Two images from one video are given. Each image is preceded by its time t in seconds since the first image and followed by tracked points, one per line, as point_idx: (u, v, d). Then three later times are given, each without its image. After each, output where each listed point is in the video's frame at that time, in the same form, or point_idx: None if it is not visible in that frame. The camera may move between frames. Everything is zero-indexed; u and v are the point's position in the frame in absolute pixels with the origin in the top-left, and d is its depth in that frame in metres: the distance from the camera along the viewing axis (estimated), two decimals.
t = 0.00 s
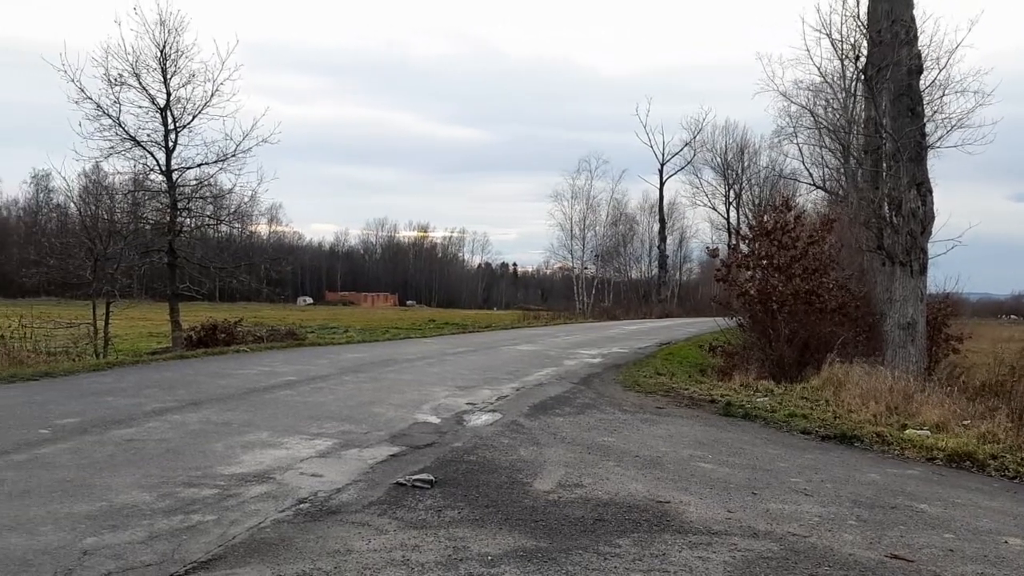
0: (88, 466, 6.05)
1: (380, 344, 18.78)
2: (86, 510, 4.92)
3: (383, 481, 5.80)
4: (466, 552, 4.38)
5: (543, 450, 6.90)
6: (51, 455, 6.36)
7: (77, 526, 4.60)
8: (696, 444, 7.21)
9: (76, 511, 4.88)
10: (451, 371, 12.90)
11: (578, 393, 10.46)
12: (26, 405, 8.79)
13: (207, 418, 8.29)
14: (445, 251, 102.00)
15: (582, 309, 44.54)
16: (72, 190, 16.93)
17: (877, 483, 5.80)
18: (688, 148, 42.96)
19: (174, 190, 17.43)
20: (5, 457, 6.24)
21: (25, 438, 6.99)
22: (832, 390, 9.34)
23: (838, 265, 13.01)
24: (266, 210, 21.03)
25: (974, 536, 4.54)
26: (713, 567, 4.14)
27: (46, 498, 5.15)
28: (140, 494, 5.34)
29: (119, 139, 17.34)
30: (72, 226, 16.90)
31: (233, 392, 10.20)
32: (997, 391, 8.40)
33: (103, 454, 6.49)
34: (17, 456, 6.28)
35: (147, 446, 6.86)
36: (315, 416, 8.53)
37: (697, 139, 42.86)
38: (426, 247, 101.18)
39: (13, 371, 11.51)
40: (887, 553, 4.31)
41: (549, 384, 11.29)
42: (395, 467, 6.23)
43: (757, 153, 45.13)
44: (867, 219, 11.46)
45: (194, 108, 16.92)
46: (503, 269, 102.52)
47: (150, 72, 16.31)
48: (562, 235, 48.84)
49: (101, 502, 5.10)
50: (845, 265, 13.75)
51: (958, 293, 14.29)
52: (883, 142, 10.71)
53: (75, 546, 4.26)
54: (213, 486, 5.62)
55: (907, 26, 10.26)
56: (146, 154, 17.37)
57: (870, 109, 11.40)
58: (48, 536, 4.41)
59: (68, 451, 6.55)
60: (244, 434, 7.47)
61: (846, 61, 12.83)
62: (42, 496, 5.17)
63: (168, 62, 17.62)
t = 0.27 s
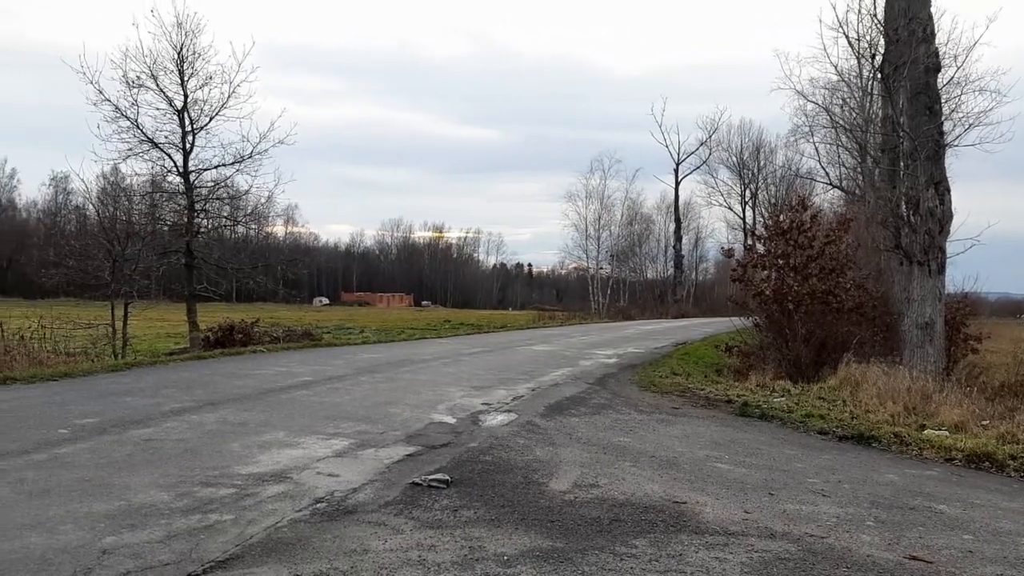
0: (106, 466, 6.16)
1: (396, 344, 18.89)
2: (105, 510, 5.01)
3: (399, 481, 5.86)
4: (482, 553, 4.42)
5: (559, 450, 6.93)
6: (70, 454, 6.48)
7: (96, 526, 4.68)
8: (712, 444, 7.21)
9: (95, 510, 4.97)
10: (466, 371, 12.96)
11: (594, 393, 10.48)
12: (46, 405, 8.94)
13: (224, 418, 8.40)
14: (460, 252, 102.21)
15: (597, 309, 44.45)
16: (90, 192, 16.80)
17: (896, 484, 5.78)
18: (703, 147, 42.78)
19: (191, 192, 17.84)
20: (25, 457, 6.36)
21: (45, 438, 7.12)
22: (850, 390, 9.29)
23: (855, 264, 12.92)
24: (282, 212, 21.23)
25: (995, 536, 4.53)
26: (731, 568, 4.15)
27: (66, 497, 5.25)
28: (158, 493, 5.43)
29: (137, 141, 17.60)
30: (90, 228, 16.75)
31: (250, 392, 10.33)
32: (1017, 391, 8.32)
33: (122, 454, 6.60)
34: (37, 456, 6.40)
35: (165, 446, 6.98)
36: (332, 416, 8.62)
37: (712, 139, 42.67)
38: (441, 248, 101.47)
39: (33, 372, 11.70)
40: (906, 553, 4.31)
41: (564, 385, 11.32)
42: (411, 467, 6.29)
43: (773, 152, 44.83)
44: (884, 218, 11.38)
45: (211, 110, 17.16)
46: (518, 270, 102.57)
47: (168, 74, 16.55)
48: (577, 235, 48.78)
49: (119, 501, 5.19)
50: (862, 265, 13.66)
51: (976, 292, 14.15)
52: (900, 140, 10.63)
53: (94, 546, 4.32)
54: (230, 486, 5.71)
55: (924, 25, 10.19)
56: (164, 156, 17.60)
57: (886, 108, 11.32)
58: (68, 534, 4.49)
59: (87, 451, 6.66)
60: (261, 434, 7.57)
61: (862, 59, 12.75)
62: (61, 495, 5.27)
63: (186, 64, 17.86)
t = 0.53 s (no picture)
0: (130, 463, 6.32)
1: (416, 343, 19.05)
2: (129, 507, 5.14)
3: (419, 479, 5.95)
4: (503, 550, 4.48)
5: (578, 449, 6.98)
6: (95, 452, 6.65)
7: (121, 522, 4.81)
8: (733, 443, 7.22)
9: (119, 507, 5.11)
10: (486, 370, 13.04)
11: (613, 392, 10.50)
12: (71, 403, 9.15)
13: (247, 415, 8.56)
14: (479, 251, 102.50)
15: (617, 308, 44.36)
16: (114, 193, 17.36)
17: (919, 483, 5.75)
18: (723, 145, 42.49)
19: (213, 192, 18.04)
20: (51, 454, 6.53)
21: (70, 435, 7.31)
22: (872, 389, 9.22)
23: (877, 262, 12.81)
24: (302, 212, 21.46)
25: (1019, 537, 4.52)
26: (753, 567, 4.18)
27: (90, 494, 5.39)
28: (181, 491, 5.56)
29: (159, 141, 17.90)
30: (114, 228, 17.31)
31: (271, 390, 10.49)
32: None
33: (145, 451, 6.76)
34: (63, 453, 6.58)
35: (189, 443, 7.14)
36: (353, 414, 8.75)
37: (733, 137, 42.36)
38: (460, 247, 101.78)
39: (59, 370, 11.96)
40: (929, 553, 4.31)
41: (584, 383, 11.36)
42: (431, 465, 6.38)
43: (794, 150, 44.40)
44: (906, 216, 11.28)
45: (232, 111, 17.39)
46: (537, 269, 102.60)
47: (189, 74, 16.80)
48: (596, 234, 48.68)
49: (143, 498, 5.33)
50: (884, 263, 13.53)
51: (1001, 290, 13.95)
52: (922, 138, 10.52)
53: (119, 542, 4.45)
54: (253, 483, 5.83)
55: (947, 20, 10.07)
56: (186, 156, 17.87)
57: (908, 105, 11.21)
58: (93, 531, 4.62)
59: (111, 448, 6.83)
60: (283, 432, 7.70)
61: (884, 56, 12.61)
62: (86, 492, 5.41)
63: (207, 65, 18.12)
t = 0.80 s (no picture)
0: (152, 460, 6.45)
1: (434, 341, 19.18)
2: (150, 503, 5.26)
3: (438, 477, 6.02)
4: (521, 548, 4.54)
5: (596, 447, 7.02)
6: (117, 449, 6.80)
7: (143, 519, 4.93)
8: (753, 442, 7.21)
9: (141, 504, 5.23)
10: (504, 368, 13.10)
11: (631, 391, 10.51)
12: (94, 400, 9.35)
13: (267, 413, 8.69)
14: (497, 250, 102.63)
15: (635, 306, 44.25)
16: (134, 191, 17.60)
17: (941, 482, 5.73)
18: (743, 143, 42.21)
19: (232, 191, 18.20)
20: (74, 451, 6.69)
21: (93, 432, 7.48)
22: (893, 388, 9.16)
23: (897, 260, 12.70)
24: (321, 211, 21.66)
25: None
26: (772, 566, 4.19)
27: (112, 491, 5.52)
28: (202, 488, 5.68)
29: (180, 141, 18.18)
30: (135, 227, 17.67)
31: (291, 388, 10.64)
32: None
33: (166, 448, 6.90)
34: (86, 450, 6.73)
35: (209, 440, 7.27)
36: (372, 412, 8.86)
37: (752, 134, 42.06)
38: (478, 246, 101.97)
39: (82, 367, 12.21)
40: (951, 553, 4.30)
41: (602, 382, 11.38)
42: (450, 463, 6.46)
43: (814, 146, 43.98)
44: (927, 213, 11.18)
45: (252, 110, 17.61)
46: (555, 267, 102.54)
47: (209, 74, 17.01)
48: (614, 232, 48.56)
49: (164, 495, 5.45)
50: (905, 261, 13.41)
51: None
52: (943, 134, 10.43)
53: (141, 538, 4.56)
54: (273, 480, 5.94)
55: (969, 16, 9.97)
56: (206, 155, 18.13)
57: (929, 101, 11.10)
58: (114, 527, 4.73)
59: (132, 445, 6.98)
60: (302, 429, 7.82)
61: (905, 52, 12.50)
62: (108, 489, 5.54)
63: (227, 65, 18.37)
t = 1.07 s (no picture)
0: (168, 458, 6.56)
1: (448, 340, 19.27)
2: (167, 501, 5.35)
3: (452, 475, 6.08)
4: (536, 547, 4.58)
5: (609, 446, 7.05)
6: (134, 447, 6.92)
7: (160, 516, 5.02)
8: (768, 441, 7.21)
9: (158, 502, 5.32)
10: (518, 367, 13.14)
11: (645, 389, 10.52)
12: (111, 398, 9.51)
13: (282, 412, 8.80)
14: (511, 249, 102.68)
15: (649, 305, 44.15)
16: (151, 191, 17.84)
17: (957, 482, 5.70)
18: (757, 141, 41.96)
19: (248, 190, 18.41)
20: (92, 448, 6.82)
21: (110, 430, 7.61)
22: (909, 387, 9.11)
23: (913, 258, 12.62)
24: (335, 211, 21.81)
25: None
26: (787, 566, 4.21)
27: (128, 488, 5.62)
28: (217, 486, 5.77)
29: (196, 140, 18.37)
30: (151, 227, 17.78)
31: (305, 387, 10.75)
32: None
33: (183, 446, 7.01)
34: (103, 448, 6.86)
35: (225, 438, 7.38)
36: (386, 410, 8.94)
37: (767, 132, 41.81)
38: (492, 245, 102.08)
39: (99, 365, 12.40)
40: (968, 553, 4.30)
41: (615, 381, 11.40)
42: (464, 461, 6.51)
43: (830, 144, 43.65)
44: (943, 211, 11.10)
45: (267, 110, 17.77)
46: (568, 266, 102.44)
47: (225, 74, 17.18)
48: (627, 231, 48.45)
49: (180, 493, 5.55)
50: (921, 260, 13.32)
51: None
52: (959, 132, 10.35)
53: (157, 536, 4.64)
54: (288, 478, 6.02)
55: (985, 13, 9.90)
56: (222, 155, 18.32)
57: (946, 99, 11.02)
58: (131, 525, 4.83)
59: (149, 443, 7.10)
60: (316, 427, 7.92)
61: (921, 49, 12.40)
62: (125, 487, 5.65)
63: (242, 64, 18.53)
